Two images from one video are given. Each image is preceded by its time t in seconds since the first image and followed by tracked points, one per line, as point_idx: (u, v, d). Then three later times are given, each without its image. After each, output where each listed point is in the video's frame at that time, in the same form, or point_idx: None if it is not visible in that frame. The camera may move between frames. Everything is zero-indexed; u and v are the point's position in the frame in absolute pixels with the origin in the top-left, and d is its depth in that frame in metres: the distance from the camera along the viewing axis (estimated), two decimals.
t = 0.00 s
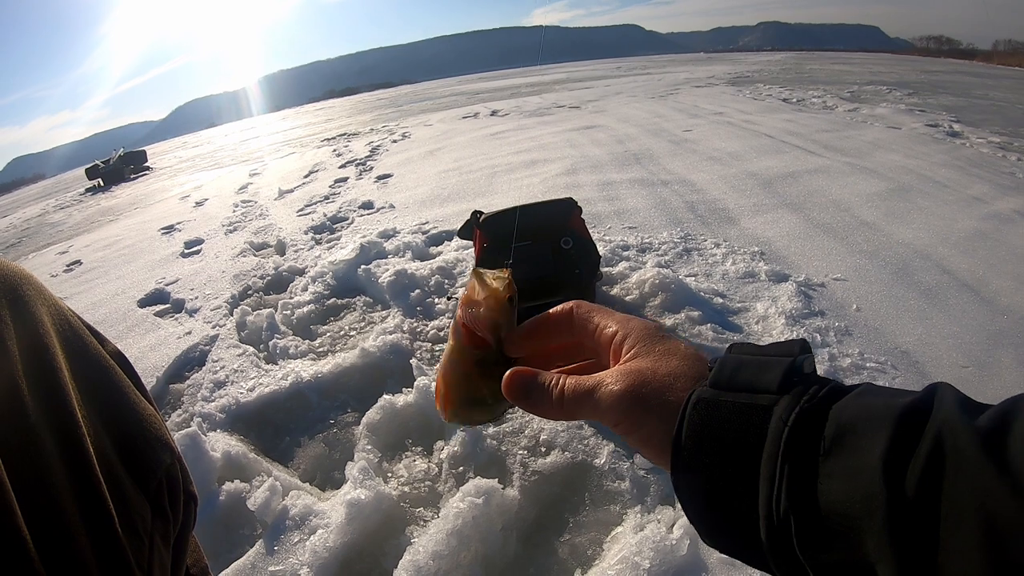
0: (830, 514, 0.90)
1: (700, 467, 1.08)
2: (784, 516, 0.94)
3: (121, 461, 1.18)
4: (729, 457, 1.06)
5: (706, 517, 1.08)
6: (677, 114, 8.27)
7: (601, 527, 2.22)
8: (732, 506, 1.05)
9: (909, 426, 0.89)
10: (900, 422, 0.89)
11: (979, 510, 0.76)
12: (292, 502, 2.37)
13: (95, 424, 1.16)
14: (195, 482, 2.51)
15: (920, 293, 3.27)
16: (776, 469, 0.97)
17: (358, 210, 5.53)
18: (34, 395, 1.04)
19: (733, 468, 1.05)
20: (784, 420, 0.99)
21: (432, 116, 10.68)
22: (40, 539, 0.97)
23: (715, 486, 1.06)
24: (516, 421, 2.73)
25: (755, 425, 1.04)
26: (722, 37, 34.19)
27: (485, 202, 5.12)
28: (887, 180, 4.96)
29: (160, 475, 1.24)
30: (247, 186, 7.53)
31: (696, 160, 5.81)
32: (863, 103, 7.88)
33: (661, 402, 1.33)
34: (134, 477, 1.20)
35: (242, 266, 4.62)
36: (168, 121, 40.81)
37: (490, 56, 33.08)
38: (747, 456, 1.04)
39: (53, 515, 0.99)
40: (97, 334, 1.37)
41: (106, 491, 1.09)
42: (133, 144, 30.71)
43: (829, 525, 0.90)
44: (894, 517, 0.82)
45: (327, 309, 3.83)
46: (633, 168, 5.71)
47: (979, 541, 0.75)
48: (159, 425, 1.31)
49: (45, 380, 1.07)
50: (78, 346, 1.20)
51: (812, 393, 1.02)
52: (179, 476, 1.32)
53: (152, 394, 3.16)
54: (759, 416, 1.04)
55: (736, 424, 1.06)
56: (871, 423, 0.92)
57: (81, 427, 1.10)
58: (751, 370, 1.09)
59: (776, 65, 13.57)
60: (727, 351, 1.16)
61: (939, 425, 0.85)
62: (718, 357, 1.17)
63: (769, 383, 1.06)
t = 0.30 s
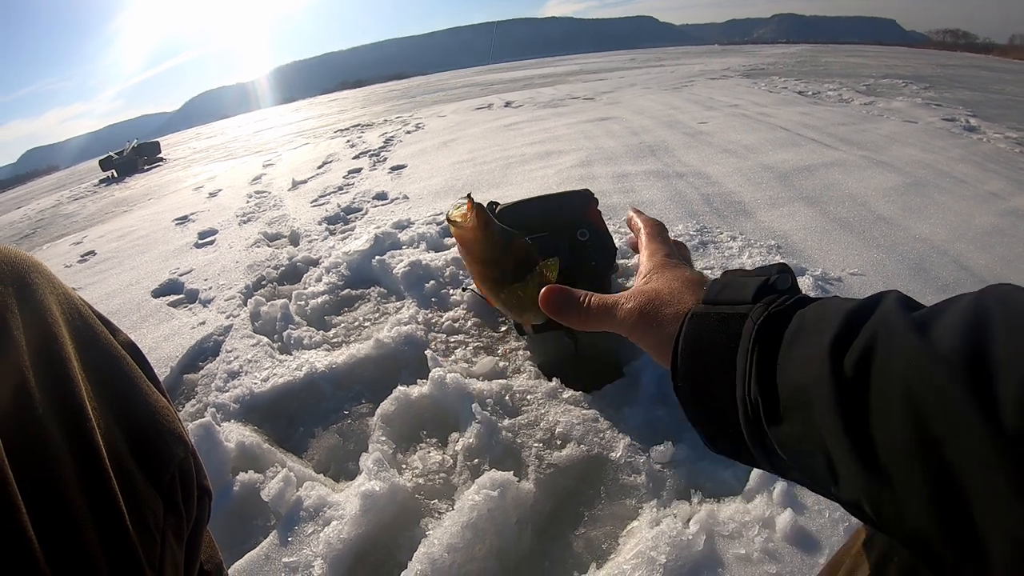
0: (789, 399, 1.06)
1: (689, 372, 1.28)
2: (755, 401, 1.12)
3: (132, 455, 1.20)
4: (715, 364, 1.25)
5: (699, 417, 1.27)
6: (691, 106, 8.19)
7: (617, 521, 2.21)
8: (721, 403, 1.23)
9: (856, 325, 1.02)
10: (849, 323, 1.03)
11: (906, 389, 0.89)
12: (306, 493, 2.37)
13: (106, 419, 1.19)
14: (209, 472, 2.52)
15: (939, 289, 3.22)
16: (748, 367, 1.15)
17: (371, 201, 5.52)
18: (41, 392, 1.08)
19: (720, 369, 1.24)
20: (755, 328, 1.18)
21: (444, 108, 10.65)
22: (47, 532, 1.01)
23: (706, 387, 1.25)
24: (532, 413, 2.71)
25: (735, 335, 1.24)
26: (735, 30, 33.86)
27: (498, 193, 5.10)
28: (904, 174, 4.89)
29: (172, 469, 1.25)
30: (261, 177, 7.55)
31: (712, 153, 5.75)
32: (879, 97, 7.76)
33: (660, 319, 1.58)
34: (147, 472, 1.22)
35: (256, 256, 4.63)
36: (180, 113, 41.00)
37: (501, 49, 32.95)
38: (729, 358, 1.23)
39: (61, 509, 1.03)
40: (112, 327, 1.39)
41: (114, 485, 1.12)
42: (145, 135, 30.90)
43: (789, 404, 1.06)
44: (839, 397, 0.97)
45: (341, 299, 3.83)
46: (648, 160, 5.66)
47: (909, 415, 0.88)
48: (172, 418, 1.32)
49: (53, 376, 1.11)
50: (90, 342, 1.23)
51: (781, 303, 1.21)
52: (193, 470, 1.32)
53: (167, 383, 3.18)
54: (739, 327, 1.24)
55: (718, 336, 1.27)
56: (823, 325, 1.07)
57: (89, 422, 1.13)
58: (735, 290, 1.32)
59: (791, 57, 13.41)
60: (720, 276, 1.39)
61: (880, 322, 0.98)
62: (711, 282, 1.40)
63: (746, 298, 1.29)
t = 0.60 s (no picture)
0: (906, 334, 0.96)
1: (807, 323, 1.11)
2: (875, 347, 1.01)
3: (138, 447, 1.15)
4: (836, 310, 1.08)
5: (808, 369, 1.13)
6: (700, 99, 8.14)
7: (619, 516, 2.21)
8: (829, 349, 1.09)
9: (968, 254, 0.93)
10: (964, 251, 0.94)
11: None
12: (311, 486, 2.38)
13: (112, 410, 1.14)
14: (215, 465, 2.53)
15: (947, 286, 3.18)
16: (867, 304, 1.03)
17: (379, 194, 5.52)
18: (48, 381, 1.03)
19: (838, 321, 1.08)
20: (874, 268, 1.05)
21: (452, 101, 10.62)
22: (54, 527, 0.95)
23: (821, 335, 1.09)
24: (536, 407, 2.71)
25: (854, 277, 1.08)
26: (744, 24, 33.61)
27: (505, 187, 5.09)
28: (913, 169, 4.84)
29: (177, 462, 1.21)
30: (268, 171, 7.56)
31: (719, 147, 5.72)
32: (889, 91, 7.69)
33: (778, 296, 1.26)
34: (152, 465, 1.17)
35: (263, 250, 4.65)
36: (188, 107, 41.14)
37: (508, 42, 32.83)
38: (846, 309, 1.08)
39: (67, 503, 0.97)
40: (116, 319, 1.36)
41: (122, 478, 1.06)
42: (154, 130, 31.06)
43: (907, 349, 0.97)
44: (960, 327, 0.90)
45: (348, 293, 3.84)
46: (656, 154, 5.63)
47: None
48: (178, 411, 1.28)
49: (59, 366, 1.06)
50: (96, 332, 1.19)
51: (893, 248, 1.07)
52: (199, 465, 1.29)
53: (174, 376, 3.19)
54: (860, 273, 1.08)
55: (836, 278, 1.10)
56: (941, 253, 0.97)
57: (98, 412, 1.08)
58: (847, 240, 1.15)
59: (802, 51, 13.28)
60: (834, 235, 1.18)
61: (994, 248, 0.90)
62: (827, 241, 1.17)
63: (863, 248, 1.12)
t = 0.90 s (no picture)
0: (936, 407, 1.03)
1: (827, 383, 1.20)
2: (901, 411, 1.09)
3: (143, 438, 1.15)
4: (861, 370, 1.17)
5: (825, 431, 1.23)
6: (696, 94, 8.13)
7: (610, 511, 2.21)
8: (849, 408, 1.18)
9: (1003, 333, 0.99)
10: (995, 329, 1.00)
11: None
12: (303, 481, 2.39)
13: (117, 401, 1.14)
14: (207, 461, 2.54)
15: (939, 280, 3.19)
16: (895, 369, 1.10)
17: (374, 190, 5.51)
18: (56, 371, 1.03)
19: (859, 381, 1.17)
20: (903, 333, 1.11)
21: (449, 96, 10.59)
22: (60, 516, 0.95)
23: (847, 396, 1.18)
24: (528, 402, 2.71)
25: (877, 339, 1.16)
26: (743, 19, 33.53)
27: (500, 182, 5.08)
28: (908, 164, 4.84)
29: (181, 452, 1.20)
30: (264, 167, 7.55)
31: (715, 142, 5.71)
32: (885, 86, 7.67)
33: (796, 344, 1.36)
34: (158, 456, 1.17)
35: (258, 246, 4.64)
36: (186, 104, 41.06)
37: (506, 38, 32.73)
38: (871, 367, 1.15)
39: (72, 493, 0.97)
40: (123, 313, 1.37)
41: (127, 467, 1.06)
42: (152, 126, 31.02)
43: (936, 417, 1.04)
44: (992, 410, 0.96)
45: (342, 288, 3.83)
46: (651, 149, 5.62)
47: None
48: (183, 401, 1.28)
49: (67, 355, 1.06)
50: (104, 323, 1.19)
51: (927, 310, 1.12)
52: (201, 456, 1.28)
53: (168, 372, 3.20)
54: (883, 333, 1.15)
55: (858, 340, 1.17)
56: (972, 328, 1.03)
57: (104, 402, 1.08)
58: (876, 294, 1.21)
59: (799, 46, 13.25)
60: (854, 285, 1.25)
61: None
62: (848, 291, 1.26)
63: (891, 305, 1.18)
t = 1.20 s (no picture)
0: (900, 427, 0.91)
1: (776, 391, 1.11)
2: (858, 429, 0.97)
3: (131, 438, 1.16)
4: (817, 381, 1.07)
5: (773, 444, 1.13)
6: (693, 90, 8.13)
7: (607, 507, 2.22)
8: (801, 419, 1.08)
9: (977, 347, 0.88)
10: (967, 343, 0.88)
11: None
12: (300, 479, 2.39)
13: (106, 401, 1.15)
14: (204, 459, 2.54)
15: (935, 276, 3.19)
16: (851, 383, 0.98)
17: (371, 188, 5.50)
18: (46, 372, 1.03)
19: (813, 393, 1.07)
20: (862, 342, 0.99)
21: (446, 93, 10.58)
22: (50, 517, 0.96)
23: (808, 405, 1.08)
24: (525, 398, 2.72)
25: (833, 346, 1.06)
26: (739, 15, 33.50)
27: (497, 179, 5.08)
28: (904, 159, 4.85)
29: (170, 452, 1.21)
30: (261, 165, 7.53)
31: (711, 138, 5.71)
32: (881, 82, 7.68)
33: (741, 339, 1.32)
34: (146, 456, 1.18)
35: (255, 244, 4.64)
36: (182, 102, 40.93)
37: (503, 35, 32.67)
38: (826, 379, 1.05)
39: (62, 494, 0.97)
40: (111, 313, 1.36)
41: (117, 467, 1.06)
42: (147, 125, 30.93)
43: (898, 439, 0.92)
44: (964, 431, 0.84)
45: (338, 286, 3.83)
46: (648, 145, 5.62)
47: None
48: (172, 401, 1.28)
49: (57, 356, 1.06)
50: (92, 323, 1.19)
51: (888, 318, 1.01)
52: (190, 457, 1.29)
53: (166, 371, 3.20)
54: (841, 343, 1.05)
55: (810, 344, 1.08)
56: (944, 342, 0.90)
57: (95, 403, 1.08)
58: (833, 300, 1.12)
59: (795, 42, 13.25)
60: (811, 289, 1.17)
61: (1009, 347, 0.84)
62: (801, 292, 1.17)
63: (851, 313, 1.08)
